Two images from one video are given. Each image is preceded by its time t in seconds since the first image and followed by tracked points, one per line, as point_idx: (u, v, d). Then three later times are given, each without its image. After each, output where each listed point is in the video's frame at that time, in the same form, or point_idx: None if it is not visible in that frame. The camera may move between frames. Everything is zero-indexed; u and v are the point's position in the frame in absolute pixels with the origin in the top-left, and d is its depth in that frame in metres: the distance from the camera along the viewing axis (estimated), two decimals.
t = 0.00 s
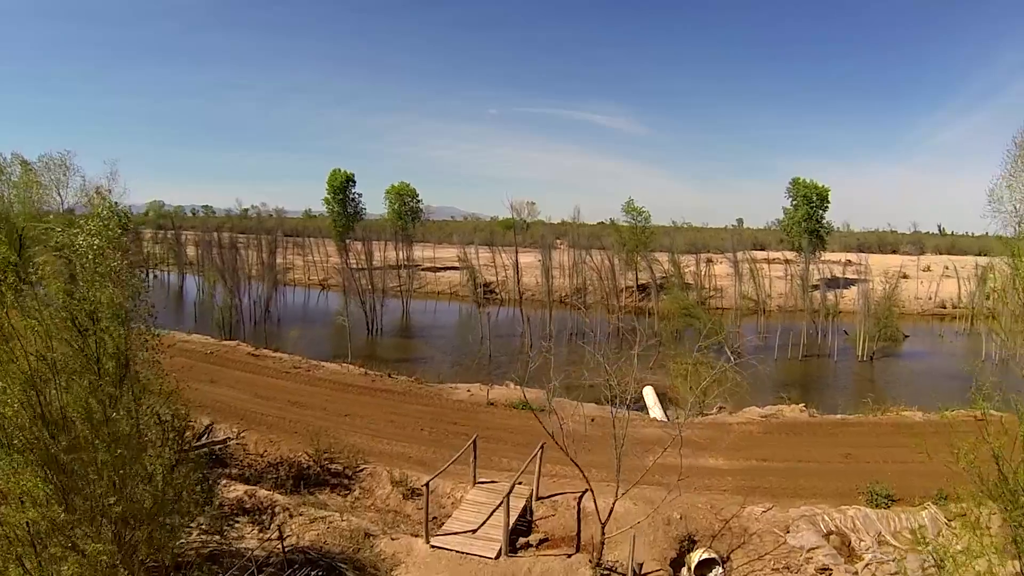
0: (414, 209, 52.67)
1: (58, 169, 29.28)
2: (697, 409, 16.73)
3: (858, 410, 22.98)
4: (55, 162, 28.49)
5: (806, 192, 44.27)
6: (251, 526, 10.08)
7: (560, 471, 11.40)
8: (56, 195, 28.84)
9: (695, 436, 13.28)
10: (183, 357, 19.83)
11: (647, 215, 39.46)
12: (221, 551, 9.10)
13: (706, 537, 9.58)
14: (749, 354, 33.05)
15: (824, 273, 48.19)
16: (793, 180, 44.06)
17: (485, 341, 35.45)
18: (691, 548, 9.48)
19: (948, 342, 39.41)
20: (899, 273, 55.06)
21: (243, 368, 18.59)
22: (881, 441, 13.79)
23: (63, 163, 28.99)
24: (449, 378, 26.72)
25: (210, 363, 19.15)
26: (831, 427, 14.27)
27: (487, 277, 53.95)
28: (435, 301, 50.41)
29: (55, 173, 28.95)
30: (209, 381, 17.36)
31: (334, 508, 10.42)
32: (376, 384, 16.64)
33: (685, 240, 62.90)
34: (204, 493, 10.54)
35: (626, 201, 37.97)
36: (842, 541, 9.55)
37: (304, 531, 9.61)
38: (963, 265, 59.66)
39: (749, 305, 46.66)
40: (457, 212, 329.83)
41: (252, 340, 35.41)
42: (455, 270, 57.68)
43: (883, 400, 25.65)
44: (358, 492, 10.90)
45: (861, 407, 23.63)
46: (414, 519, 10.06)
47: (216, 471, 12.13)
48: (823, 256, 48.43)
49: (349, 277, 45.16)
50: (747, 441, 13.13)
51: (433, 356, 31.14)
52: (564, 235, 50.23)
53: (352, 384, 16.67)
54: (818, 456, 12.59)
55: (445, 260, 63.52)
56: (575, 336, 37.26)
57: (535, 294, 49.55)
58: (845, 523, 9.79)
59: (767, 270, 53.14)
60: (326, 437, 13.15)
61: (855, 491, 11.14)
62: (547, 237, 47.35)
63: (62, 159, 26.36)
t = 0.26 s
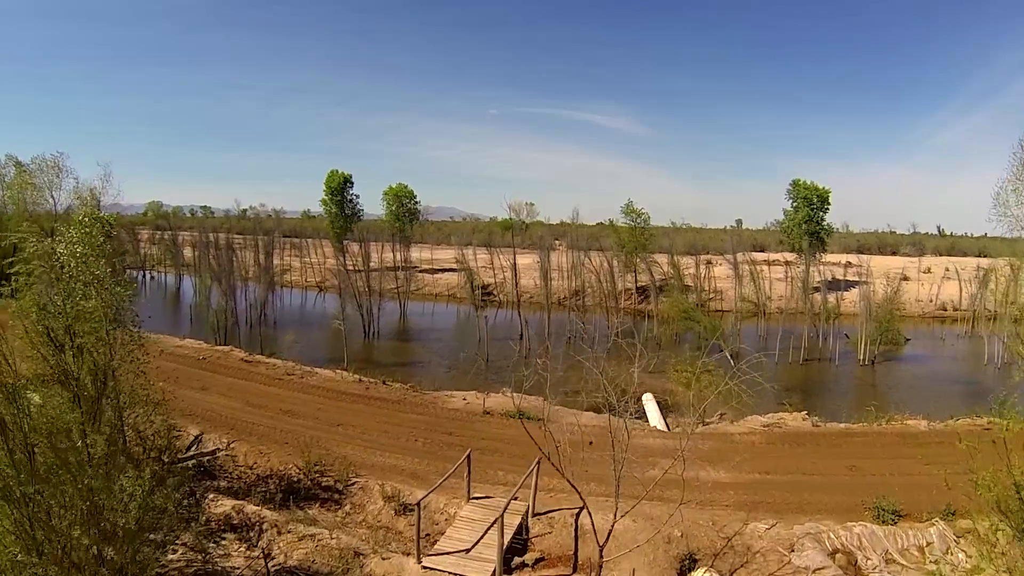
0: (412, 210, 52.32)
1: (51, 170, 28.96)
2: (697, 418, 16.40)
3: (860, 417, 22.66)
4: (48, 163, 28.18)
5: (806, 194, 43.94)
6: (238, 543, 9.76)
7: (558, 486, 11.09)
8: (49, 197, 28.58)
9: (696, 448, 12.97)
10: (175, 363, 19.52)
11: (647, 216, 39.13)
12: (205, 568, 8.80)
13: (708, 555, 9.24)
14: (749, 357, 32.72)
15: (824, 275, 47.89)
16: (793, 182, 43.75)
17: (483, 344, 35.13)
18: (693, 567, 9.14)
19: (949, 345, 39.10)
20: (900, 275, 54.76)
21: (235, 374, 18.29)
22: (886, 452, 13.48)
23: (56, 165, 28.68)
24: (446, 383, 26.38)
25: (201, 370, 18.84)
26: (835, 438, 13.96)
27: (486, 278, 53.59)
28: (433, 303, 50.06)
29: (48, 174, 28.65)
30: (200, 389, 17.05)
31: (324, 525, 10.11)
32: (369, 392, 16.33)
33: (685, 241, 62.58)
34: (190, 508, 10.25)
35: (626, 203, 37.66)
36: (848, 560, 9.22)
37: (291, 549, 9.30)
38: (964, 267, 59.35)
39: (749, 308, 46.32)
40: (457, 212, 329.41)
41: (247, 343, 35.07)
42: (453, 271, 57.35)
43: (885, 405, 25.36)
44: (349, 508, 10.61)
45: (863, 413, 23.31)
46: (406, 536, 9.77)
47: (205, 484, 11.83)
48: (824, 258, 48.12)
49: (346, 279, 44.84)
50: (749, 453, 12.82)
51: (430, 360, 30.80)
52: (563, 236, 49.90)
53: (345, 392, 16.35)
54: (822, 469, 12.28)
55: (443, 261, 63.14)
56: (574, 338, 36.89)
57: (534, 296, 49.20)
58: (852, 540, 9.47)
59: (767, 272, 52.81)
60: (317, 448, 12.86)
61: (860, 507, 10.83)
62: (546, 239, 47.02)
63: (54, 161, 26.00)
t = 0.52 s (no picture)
0: (411, 211, 51.97)
1: (45, 172, 28.68)
2: (699, 424, 16.16)
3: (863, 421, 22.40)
4: (41, 165, 27.86)
5: (807, 194, 43.62)
6: (227, 558, 9.46)
7: (556, 497, 10.83)
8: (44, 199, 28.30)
9: (699, 456, 12.71)
10: (168, 368, 19.22)
11: (647, 217, 38.79)
12: None
13: (710, 571, 8.98)
14: (750, 359, 32.44)
15: (825, 276, 47.60)
16: (795, 182, 43.44)
17: (482, 345, 34.82)
18: None
19: (951, 347, 38.85)
20: (901, 276, 54.47)
21: (229, 379, 17.99)
22: (892, 460, 13.23)
23: (50, 166, 28.37)
24: (444, 386, 26.10)
25: (195, 375, 18.54)
26: (840, 446, 13.70)
27: (486, 279, 53.25)
28: (432, 305, 49.76)
29: (42, 176, 28.35)
30: (193, 395, 16.76)
31: (315, 538, 9.86)
32: (365, 398, 16.04)
33: (685, 241, 62.27)
34: (177, 521, 9.97)
35: (626, 204, 37.32)
36: None
37: (282, 565, 9.03)
38: (965, 267, 59.06)
39: (750, 309, 46.03)
40: (456, 211, 328.89)
41: (244, 346, 34.73)
42: (452, 272, 57.05)
43: (888, 409, 25.11)
44: (342, 522, 10.35)
45: (866, 418, 23.04)
46: (400, 553, 9.52)
47: (195, 495, 11.55)
48: (825, 258, 47.84)
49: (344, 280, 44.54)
50: (753, 462, 12.57)
51: (429, 362, 30.52)
52: (563, 237, 49.56)
53: (340, 399, 16.06)
54: (827, 479, 12.03)
55: (443, 262, 62.82)
56: (575, 340, 36.58)
57: (533, 297, 48.93)
58: (858, 555, 9.19)
59: (768, 273, 52.54)
60: (311, 458, 12.59)
61: (866, 519, 10.58)
62: (545, 239, 46.66)
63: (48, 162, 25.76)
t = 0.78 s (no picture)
0: (410, 212, 51.68)
1: (39, 173, 28.46)
2: (700, 432, 15.91)
3: (865, 427, 22.14)
4: (35, 167, 27.63)
5: (808, 196, 43.37)
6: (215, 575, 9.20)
7: (555, 510, 10.57)
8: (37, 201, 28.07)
9: (701, 466, 12.44)
10: (161, 374, 18.94)
11: (647, 218, 38.51)
12: None
13: None
14: (750, 362, 32.21)
15: (826, 277, 47.34)
16: (795, 183, 43.18)
17: (481, 348, 34.57)
18: None
19: (953, 349, 38.62)
20: (902, 277, 54.20)
21: (223, 386, 17.73)
22: (897, 470, 12.97)
23: (44, 168, 28.14)
24: (442, 390, 25.83)
25: (188, 381, 18.26)
26: (844, 455, 13.44)
27: (485, 280, 52.99)
28: (431, 306, 49.48)
29: (36, 178, 28.12)
30: (186, 402, 16.49)
31: (306, 554, 9.59)
32: (360, 405, 15.76)
33: (685, 242, 62.00)
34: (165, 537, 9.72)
35: (625, 205, 37.06)
36: None
37: None
38: (966, 268, 58.79)
39: (749, 311, 45.78)
40: (456, 211, 328.73)
41: (241, 348, 34.40)
42: (451, 273, 56.78)
43: (890, 413, 24.86)
44: (334, 537, 10.11)
45: (868, 423, 22.78)
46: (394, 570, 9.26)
47: (184, 507, 11.32)
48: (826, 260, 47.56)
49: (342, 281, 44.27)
50: (755, 472, 12.32)
51: (426, 366, 30.24)
52: (562, 238, 49.30)
53: (334, 406, 15.79)
54: (831, 490, 11.77)
55: (441, 263, 62.56)
56: (574, 342, 36.33)
57: (532, 299, 48.69)
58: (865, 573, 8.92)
59: (768, 274, 52.30)
60: (304, 468, 12.35)
61: (872, 533, 10.31)
62: (544, 240, 46.39)
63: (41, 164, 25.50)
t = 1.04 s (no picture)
0: (408, 213, 51.32)
1: (32, 175, 28.11)
2: (702, 440, 15.62)
3: (867, 432, 21.84)
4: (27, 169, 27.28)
5: (809, 196, 43.07)
6: None
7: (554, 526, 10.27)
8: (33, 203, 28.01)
9: (703, 478, 12.14)
10: (153, 380, 18.61)
11: (647, 219, 38.20)
12: None
13: None
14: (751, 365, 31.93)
15: (827, 278, 47.08)
16: (796, 184, 42.87)
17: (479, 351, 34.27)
18: None
19: (955, 352, 38.31)
20: (902, 279, 53.90)
21: (216, 393, 17.41)
22: (904, 482, 12.66)
23: (37, 170, 27.80)
24: (440, 394, 25.51)
25: (180, 388, 17.94)
26: (849, 466, 13.14)
27: (484, 282, 52.67)
28: (429, 308, 49.17)
29: (29, 180, 27.79)
30: (177, 410, 16.17)
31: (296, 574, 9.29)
32: (354, 414, 15.44)
33: (685, 242, 61.70)
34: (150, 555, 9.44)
35: (625, 206, 36.74)
36: None
37: None
38: (967, 269, 58.51)
39: (749, 312, 45.48)
40: (455, 211, 328.40)
41: (237, 351, 34.03)
42: (449, 274, 56.49)
43: (893, 417, 24.55)
44: (326, 555, 9.80)
45: (871, 428, 22.48)
46: None
47: (172, 522, 11.01)
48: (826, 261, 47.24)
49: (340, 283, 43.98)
50: (759, 484, 12.02)
51: (424, 369, 29.91)
52: (561, 239, 49.00)
53: (329, 415, 15.46)
54: (837, 504, 11.49)
55: (440, 264, 62.24)
56: (573, 345, 36.03)
57: (531, 301, 48.40)
58: None
59: (768, 275, 52.00)
60: (295, 480, 12.04)
61: (879, 550, 10.01)
62: (543, 241, 46.05)
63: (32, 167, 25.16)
